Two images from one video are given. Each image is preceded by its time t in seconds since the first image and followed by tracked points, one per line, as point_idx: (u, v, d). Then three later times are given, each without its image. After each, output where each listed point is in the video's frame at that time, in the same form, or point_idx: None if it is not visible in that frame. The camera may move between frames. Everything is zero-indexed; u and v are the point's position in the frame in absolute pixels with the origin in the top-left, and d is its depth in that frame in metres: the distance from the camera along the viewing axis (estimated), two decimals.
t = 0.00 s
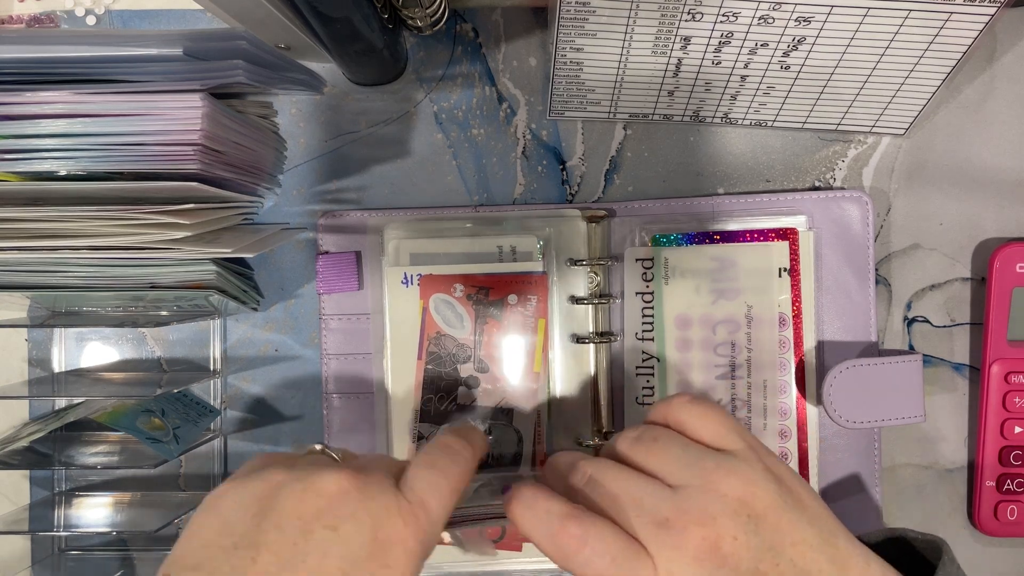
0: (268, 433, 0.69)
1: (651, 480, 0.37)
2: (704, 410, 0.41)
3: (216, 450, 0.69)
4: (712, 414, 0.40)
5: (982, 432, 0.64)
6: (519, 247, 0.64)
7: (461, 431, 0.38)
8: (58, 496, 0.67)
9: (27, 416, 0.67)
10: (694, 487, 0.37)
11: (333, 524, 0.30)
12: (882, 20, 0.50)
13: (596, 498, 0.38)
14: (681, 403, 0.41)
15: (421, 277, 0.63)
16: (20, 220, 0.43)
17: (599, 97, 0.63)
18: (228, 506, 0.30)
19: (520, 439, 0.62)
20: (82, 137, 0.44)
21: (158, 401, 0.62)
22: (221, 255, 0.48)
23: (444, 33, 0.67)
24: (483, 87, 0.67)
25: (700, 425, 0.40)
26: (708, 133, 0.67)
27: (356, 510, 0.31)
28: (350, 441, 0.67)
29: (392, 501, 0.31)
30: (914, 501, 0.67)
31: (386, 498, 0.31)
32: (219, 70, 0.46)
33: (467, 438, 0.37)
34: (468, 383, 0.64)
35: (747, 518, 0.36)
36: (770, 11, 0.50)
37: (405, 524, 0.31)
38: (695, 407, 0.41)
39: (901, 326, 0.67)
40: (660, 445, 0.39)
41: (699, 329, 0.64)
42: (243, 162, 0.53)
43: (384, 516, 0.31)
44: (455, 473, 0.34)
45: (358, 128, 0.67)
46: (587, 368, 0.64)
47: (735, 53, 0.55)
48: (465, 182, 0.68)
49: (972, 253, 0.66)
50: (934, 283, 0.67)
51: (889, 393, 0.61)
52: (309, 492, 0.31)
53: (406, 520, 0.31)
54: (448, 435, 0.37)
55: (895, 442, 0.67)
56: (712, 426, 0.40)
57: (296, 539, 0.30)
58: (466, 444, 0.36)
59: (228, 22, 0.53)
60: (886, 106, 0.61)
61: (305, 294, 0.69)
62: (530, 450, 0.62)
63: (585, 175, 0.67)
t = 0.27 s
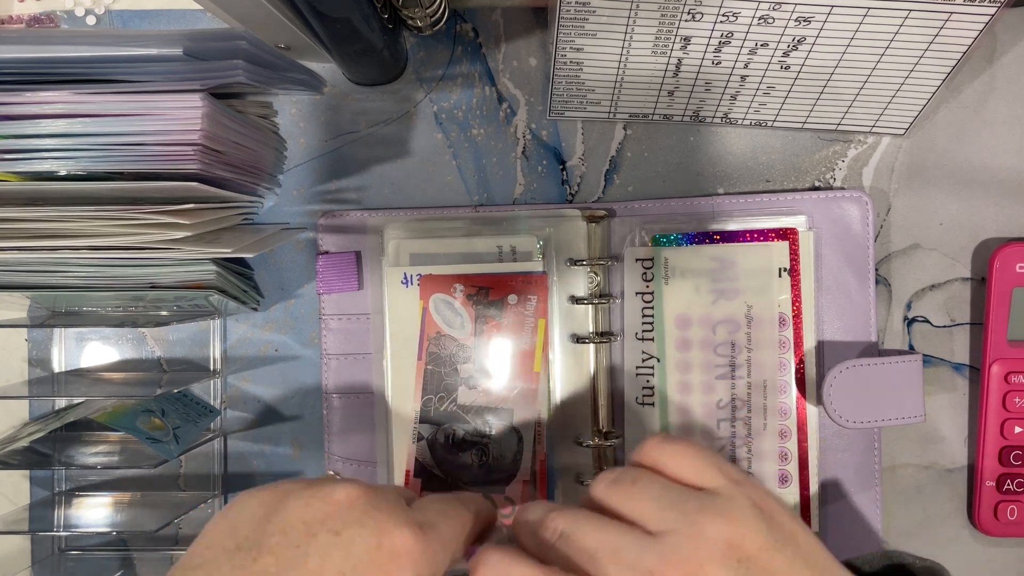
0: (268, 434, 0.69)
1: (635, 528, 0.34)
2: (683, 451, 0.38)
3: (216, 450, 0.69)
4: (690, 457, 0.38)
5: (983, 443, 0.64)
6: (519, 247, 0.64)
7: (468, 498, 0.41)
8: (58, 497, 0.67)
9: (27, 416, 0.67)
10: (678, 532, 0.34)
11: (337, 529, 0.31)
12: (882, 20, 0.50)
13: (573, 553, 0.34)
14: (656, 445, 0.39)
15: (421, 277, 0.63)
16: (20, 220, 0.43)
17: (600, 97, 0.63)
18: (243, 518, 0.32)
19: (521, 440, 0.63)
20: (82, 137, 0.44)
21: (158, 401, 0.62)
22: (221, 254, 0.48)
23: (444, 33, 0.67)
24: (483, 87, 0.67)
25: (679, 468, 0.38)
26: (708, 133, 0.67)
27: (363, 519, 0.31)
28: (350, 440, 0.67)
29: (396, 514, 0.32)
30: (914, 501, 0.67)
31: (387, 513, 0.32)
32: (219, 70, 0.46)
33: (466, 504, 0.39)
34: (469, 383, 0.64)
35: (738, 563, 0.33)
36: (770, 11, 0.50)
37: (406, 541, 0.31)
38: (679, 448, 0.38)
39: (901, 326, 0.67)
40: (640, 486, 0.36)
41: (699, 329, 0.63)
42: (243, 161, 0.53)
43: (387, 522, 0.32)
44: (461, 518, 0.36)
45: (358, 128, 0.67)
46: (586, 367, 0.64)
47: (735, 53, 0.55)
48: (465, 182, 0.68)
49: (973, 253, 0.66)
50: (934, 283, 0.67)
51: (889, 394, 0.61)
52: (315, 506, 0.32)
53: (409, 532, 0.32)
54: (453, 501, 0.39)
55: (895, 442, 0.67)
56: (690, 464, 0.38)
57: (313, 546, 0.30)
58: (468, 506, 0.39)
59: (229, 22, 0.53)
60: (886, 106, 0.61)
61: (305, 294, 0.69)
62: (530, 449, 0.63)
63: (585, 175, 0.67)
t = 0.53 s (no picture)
0: (268, 434, 0.69)
1: None
2: (724, 424, 0.36)
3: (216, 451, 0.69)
4: (752, 483, 0.33)
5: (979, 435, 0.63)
6: (519, 246, 0.64)
7: (442, 502, 0.38)
8: (58, 497, 0.67)
9: (27, 416, 0.67)
10: None
11: (262, 549, 0.29)
12: (882, 21, 0.50)
13: None
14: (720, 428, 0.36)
15: (421, 277, 0.63)
16: (20, 220, 0.43)
17: (600, 97, 0.63)
18: (172, 537, 0.30)
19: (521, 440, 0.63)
20: (82, 137, 0.44)
21: (158, 401, 0.62)
22: (221, 254, 0.48)
23: (444, 33, 0.67)
24: (483, 87, 0.67)
25: (728, 448, 0.35)
26: (708, 133, 0.67)
27: (292, 537, 0.30)
28: (350, 440, 0.67)
29: (335, 528, 0.31)
30: (913, 501, 0.67)
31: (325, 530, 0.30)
32: (219, 70, 0.46)
33: (435, 510, 0.36)
34: (468, 383, 0.63)
35: None
36: (770, 11, 0.50)
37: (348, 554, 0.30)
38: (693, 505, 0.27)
39: (901, 326, 0.67)
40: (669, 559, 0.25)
41: (699, 329, 0.64)
42: (243, 161, 0.53)
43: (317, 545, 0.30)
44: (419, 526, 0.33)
45: (359, 128, 0.67)
46: (586, 367, 0.64)
47: (735, 53, 0.55)
48: (465, 182, 0.68)
49: (973, 253, 0.66)
50: (934, 283, 0.67)
51: (888, 394, 0.61)
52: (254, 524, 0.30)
53: (346, 546, 0.30)
54: (414, 506, 0.36)
55: (895, 442, 0.67)
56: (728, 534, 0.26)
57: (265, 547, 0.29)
58: (437, 516, 0.35)
59: (229, 22, 0.53)
60: (886, 106, 0.61)
61: (305, 294, 0.69)
62: (529, 449, 0.63)
63: (585, 174, 0.67)
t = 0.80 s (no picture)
0: (268, 434, 0.69)
1: None
2: (528, 520, 0.28)
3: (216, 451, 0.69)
4: None
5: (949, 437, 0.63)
6: (520, 247, 0.64)
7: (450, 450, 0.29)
8: (58, 497, 0.67)
9: (27, 416, 0.67)
10: None
11: (252, 532, 0.21)
12: (882, 21, 0.50)
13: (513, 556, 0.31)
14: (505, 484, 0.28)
15: (421, 277, 0.63)
16: (20, 221, 0.43)
17: (599, 97, 0.63)
18: (143, 517, 0.21)
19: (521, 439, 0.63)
20: (82, 137, 0.44)
21: (158, 400, 0.62)
22: (221, 255, 0.48)
23: (444, 32, 0.67)
24: (483, 87, 0.67)
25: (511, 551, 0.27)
26: (708, 133, 0.67)
27: (287, 515, 0.21)
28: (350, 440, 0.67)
29: (343, 505, 0.22)
30: (914, 501, 0.67)
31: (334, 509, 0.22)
32: (219, 70, 0.46)
33: (447, 466, 0.27)
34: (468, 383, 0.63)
35: None
36: (770, 11, 0.50)
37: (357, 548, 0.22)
38: None
39: (901, 326, 0.67)
40: None
41: (699, 329, 0.64)
42: (243, 161, 0.53)
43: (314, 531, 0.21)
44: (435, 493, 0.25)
45: (359, 128, 0.67)
46: (586, 367, 0.64)
47: (735, 53, 0.55)
48: (465, 182, 0.68)
49: (973, 253, 0.66)
50: (934, 283, 0.67)
51: (888, 394, 0.61)
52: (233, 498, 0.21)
53: (352, 526, 0.22)
54: (424, 461, 0.27)
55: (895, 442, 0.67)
56: None
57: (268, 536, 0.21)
58: (449, 472, 0.27)
59: (229, 22, 0.53)
60: (886, 106, 0.61)
61: (305, 294, 0.69)
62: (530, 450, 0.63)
63: (585, 174, 0.67)
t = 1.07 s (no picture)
0: (268, 434, 0.69)
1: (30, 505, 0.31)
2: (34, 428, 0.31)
3: (216, 451, 0.69)
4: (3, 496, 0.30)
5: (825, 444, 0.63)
6: (520, 247, 0.63)
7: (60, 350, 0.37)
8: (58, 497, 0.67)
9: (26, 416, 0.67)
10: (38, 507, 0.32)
11: None
12: (882, 21, 0.50)
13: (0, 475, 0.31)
14: None
15: (421, 277, 0.63)
16: (20, 221, 0.43)
17: (600, 97, 0.63)
18: None
19: (520, 439, 0.63)
20: (82, 137, 0.44)
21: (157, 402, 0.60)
22: (221, 254, 0.48)
23: (444, 32, 0.67)
24: (483, 87, 0.67)
25: None
26: (708, 133, 0.67)
27: None
28: (350, 440, 0.67)
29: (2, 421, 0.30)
30: (913, 501, 0.67)
31: None
32: (219, 70, 0.46)
33: (131, 398, 0.36)
34: (468, 383, 0.63)
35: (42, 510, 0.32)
36: (770, 11, 0.50)
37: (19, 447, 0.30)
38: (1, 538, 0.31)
39: (901, 326, 0.67)
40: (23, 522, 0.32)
41: (699, 329, 0.63)
42: (243, 161, 0.53)
43: None
44: (113, 415, 0.34)
45: (358, 128, 0.67)
46: (586, 367, 0.64)
47: (735, 53, 0.55)
48: (465, 182, 0.68)
49: (973, 253, 0.66)
50: (934, 283, 0.67)
51: (888, 394, 0.61)
52: None
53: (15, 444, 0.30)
54: (110, 391, 0.35)
55: (895, 442, 0.67)
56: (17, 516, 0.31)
57: None
58: (128, 403, 0.36)
59: (228, 22, 0.53)
60: (886, 106, 0.61)
61: (305, 294, 0.69)
62: (529, 450, 0.63)
63: (585, 175, 0.67)
